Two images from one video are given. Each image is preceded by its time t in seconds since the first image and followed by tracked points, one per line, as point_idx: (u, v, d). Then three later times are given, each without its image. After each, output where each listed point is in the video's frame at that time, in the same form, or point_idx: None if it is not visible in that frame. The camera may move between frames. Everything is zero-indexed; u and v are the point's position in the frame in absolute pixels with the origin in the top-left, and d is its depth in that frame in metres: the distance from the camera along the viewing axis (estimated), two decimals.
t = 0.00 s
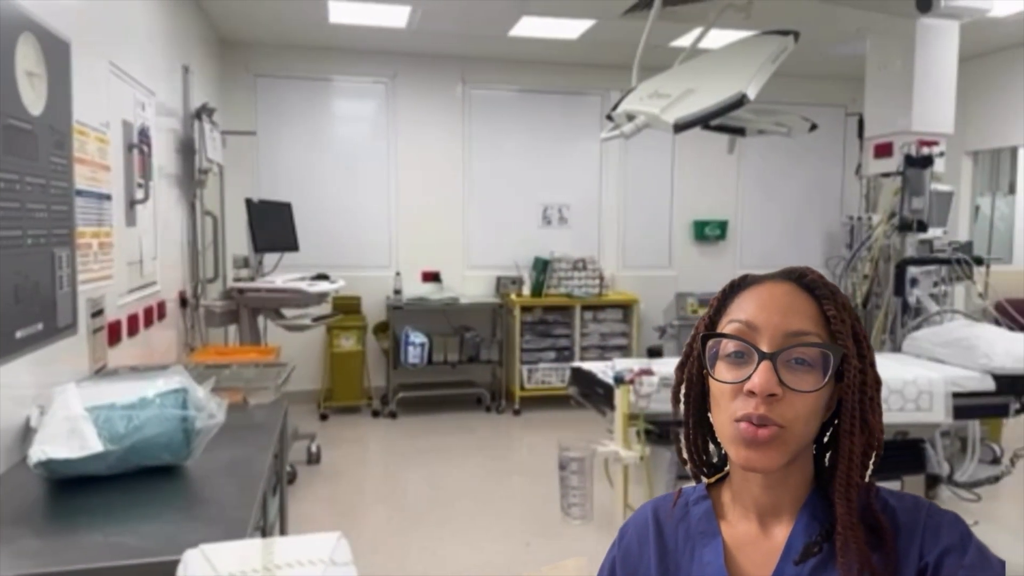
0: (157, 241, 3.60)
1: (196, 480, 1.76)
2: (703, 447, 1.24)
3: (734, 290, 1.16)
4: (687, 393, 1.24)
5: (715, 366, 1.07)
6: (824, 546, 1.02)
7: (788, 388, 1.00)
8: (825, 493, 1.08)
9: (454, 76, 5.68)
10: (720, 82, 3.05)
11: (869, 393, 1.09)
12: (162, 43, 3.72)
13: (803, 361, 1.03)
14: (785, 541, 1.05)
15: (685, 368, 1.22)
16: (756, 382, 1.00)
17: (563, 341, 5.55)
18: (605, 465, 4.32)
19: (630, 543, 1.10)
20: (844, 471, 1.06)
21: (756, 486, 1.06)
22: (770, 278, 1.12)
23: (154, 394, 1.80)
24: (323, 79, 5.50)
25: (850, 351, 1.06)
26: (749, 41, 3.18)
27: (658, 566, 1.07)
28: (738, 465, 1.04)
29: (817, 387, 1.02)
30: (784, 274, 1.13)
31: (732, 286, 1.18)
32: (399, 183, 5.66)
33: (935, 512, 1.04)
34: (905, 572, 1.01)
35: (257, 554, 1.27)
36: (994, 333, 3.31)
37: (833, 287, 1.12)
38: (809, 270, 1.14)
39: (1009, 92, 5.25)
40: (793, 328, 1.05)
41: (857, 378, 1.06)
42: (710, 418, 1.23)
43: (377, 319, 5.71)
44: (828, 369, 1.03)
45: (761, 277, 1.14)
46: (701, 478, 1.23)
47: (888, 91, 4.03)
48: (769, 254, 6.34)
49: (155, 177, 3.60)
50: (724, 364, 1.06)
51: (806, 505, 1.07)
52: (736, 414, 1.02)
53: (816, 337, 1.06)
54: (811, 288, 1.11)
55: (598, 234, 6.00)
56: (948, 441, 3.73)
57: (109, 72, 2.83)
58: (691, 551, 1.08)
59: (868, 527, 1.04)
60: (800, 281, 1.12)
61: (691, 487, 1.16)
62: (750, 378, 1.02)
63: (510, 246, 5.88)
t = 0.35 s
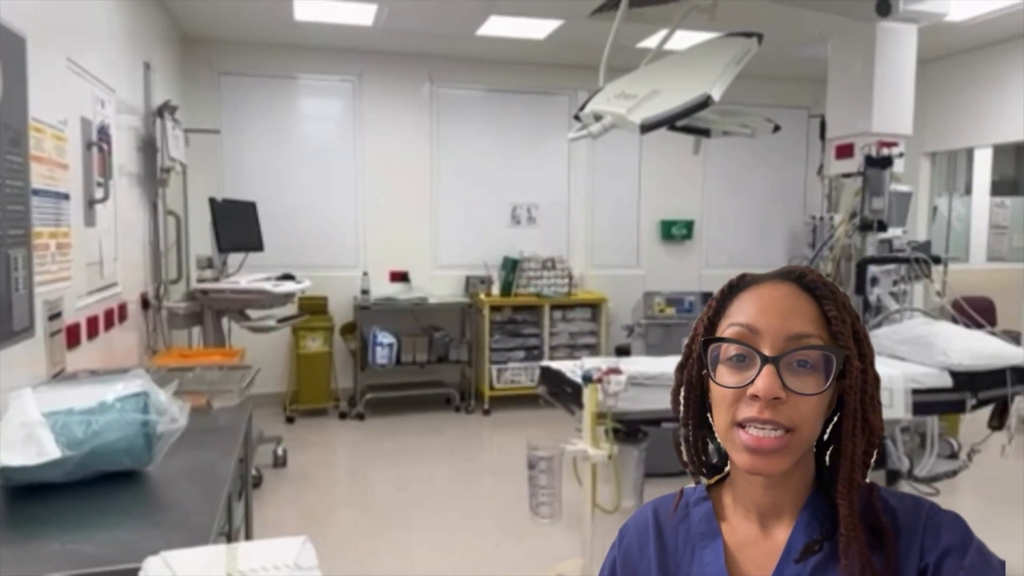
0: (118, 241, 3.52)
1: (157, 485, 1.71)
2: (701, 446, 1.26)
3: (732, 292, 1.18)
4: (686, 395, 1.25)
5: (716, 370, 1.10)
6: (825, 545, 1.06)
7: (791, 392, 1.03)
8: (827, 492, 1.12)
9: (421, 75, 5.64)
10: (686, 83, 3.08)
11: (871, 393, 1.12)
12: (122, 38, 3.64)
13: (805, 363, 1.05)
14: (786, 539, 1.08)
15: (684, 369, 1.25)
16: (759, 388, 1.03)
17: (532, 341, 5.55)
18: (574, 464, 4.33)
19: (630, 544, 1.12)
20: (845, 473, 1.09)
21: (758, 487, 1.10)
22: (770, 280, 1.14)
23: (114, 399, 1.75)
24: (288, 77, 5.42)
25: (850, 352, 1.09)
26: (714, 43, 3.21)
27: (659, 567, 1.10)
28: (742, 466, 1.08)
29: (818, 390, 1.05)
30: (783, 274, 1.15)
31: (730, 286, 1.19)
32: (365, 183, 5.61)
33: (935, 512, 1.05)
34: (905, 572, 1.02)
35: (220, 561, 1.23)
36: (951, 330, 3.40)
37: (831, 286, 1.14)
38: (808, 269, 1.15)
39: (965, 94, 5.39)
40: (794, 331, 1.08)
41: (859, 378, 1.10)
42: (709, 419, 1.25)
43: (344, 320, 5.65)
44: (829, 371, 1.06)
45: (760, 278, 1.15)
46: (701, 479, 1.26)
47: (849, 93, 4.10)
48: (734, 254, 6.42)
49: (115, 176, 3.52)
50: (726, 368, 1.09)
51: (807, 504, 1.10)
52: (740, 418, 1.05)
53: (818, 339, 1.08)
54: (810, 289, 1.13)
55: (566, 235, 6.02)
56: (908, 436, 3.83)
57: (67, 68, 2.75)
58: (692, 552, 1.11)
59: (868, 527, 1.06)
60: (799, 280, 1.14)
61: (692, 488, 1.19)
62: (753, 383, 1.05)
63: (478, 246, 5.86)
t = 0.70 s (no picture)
0: (79, 240, 3.44)
1: (120, 489, 1.67)
2: (702, 448, 1.24)
3: (732, 293, 1.14)
4: (685, 397, 1.24)
5: (716, 373, 1.06)
6: (825, 544, 1.03)
7: (792, 395, 0.99)
8: (827, 492, 1.08)
9: (391, 72, 5.60)
10: (654, 84, 3.10)
11: (869, 392, 1.08)
12: (83, 33, 3.56)
13: (804, 366, 1.01)
14: (783, 542, 1.05)
15: (684, 370, 1.22)
16: (760, 391, 0.99)
17: (503, 341, 5.55)
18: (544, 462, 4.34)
19: (629, 547, 1.10)
20: (844, 474, 1.05)
21: (757, 490, 1.06)
22: (769, 281, 1.10)
23: (75, 401, 1.70)
24: (255, 74, 5.34)
25: (850, 353, 1.05)
26: (681, 44, 3.24)
27: (657, 568, 1.07)
28: (742, 469, 1.04)
29: (819, 392, 1.00)
30: (782, 275, 1.11)
31: (730, 288, 1.15)
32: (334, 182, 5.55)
33: (934, 512, 1.03)
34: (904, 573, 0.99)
35: (184, 565, 1.21)
36: (913, 330, 3.48)
37: (831, 288, 1.10)
38: (807, 271, 1.11)
39: (925, 96, 5.51)
40: (794, 333, 1.03)
41: (858, 381, 1.05)
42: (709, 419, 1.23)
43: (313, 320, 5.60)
44: (830, 375, 1.01)
45: (759, 279, 1.11)
46: (699, 479, 1.25)
47: (814, 95, 4.17)
48: (702, 254, 6.48)
49: (76, 173, 3.43)
50: (726, 371, 1.05)
51: (806, 505, 1.07)
52: (740, 423, 1.01)
53: (817, 341, 1.04)
54: (810, 291, 1.09)
55: (537, 234, 6.03)
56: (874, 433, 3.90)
57: (26, 63, 2.68)
58: (691, 553, 1.08)
59: (866, 527, 1.03)
60: (799, 282, 1.10)
61: (690, 488, 1.15)
62: (754, 386, 1.00)
63: (448, 246, 5.84)
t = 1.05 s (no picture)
0: (38, 239, 3.35)
1: (80, 493, 1.64)
2: (698, 447, 1.26)
3: (730, 293, 1.17)
4: (683, 398, 1.24)
5: (718, 370, 1.08)
6: (826, 541, 1.06)
7: (798, 389, 1.02)
8: (826, 491, 1.12)
9: (359, 70, 5.56)
10: (622, 86, 3.12)
11: (869, 385, 1.10)
12: (42, 27, 3.47)
13: (808, 361, 1.04)
14: (782, 542, 1.08)
15: (682, 371, 1.24)
16: (767, 386, 1.02)
17: (473, 340, 5.53)
18: (514, 462, 4.35)
19: (629, 547, 1.12)
20: (846, 470, 1.08)
21: (757, 488, 1.09)
22: (767, 280, 1.13)
23: (32, 404, 1.65)
24: (221, 71, 5.26)
25: (851, 346, 1.08)
26: (648, 46, 3.26)
27: (656, 568, 1.09)
28: (748, 466, 1.06)
29: (823, 386, 1.03)
30: (780, 274, 1.14)
31: (728, 287, 1.18)
32: (302, 181, 5.49)
33: (933, 512, 1.04)
34: (903, 572, 1.01)
35: (148, 569, 1.19)
36: (875, 329, 3.56)
37: (828, 285, 1.13)
38: (803, 270, 1.15)
39: (886, 99, 5.62)
40: (796, 328, 1.06)
41: (860, 374, 1.08)
42: (707, 421, 1.25)
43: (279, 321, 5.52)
44: (833, 368, 1.04)
45: (758, 278, 1.14)
46: (697, 478, 1.25)
47: (779, 98, 4.24)
48: (669, 254, 6.54)
49: (35, 170, 3.35)
50: (729, 368, 1.07)
51: (806, 503, 1.10)
52: (746, 418, 1.03)
53: (818, 335, 1.07)
54: (808, 288, 1.12)
55: (506, 234, 6.03)
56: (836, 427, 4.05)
57: None
58: (690, 553, 1.11)
59: (867, 525, 1.05)
60: (797, 280, 1.13)
61: (691, 488, 1.18)
62: (760, 381, 1.03)
63: (418, 245, 5.81)
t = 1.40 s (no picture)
0: None
1: (42, 499, 1.60)
2: (697, 447, 1.27)
3: (726, 291, 1.18)
4: (682, 397, 1.26)
5: (710, 364, 1.09)
6: (825, 547, 1.05)
7: (786, 378, 1.02)
8: (825, 491, 1.11)
9: (328, 68, 5.51)
10: (593, 86, 3.13)
11: (866, 384, 1.09)
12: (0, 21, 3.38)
13: (799, 352, 1.04)
14: (782, 542, 1.07)
15: (681, 369, 1.25)
16: (754, 374, 1.02)
17: (445, 340, 5.52)
18: (485, 462, 4.34)
19: (627, 548, 1.12)
20: (842, 467, 1.07)
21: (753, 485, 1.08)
22: (761, 276, 1.15)
23: None
24: (187, 68, 5.18)
25: (845, 340, 1.08)
26: (617, 47, 3.27)
27: (655, 568, 1.09)
28: (739, 459, 1.05)
29: (814, 376, 1.03)
30: (775, 272, 1.16)
31: (724, 287, 1.20)
32: (270, 180, 5.43)
33: (932, 512, 1.05)
34: (902, 572, 1.01)
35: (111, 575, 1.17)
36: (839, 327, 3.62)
37: (822, 282, 1.14)
38: (798, 268, 1.16)
39: (850, 101, 5.73)
40: (787, 320, 1.07)
41: (855, 369, 1.08)
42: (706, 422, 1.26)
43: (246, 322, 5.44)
44: (824, 360, 1.04)
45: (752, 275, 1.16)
46: (697, 479, 1.25)
47: (746, 100, 4.29)
48: (639, 253, 6.59)
49: None
50: (720, 360, 1.07)
51: (804, 502, 1.09)
52: (735, 408, 1.03)
53: (810, 327, 1.07)
54: (801, 284, 1.13)
55: (477, 233, 6.02)
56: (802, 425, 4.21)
57: None
58: (688, 554, 1.10)
59: (867, 524, 1.05)
60: (791, 277, 1.15)
61: (689, 489, 1.18)
62: (747, 370, 1.03)
63: (389, 245, 5.77)
